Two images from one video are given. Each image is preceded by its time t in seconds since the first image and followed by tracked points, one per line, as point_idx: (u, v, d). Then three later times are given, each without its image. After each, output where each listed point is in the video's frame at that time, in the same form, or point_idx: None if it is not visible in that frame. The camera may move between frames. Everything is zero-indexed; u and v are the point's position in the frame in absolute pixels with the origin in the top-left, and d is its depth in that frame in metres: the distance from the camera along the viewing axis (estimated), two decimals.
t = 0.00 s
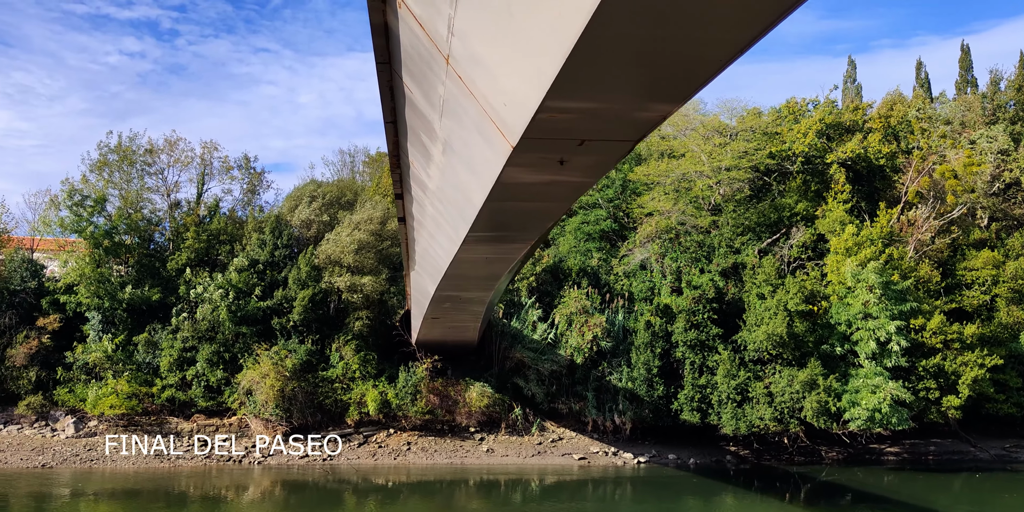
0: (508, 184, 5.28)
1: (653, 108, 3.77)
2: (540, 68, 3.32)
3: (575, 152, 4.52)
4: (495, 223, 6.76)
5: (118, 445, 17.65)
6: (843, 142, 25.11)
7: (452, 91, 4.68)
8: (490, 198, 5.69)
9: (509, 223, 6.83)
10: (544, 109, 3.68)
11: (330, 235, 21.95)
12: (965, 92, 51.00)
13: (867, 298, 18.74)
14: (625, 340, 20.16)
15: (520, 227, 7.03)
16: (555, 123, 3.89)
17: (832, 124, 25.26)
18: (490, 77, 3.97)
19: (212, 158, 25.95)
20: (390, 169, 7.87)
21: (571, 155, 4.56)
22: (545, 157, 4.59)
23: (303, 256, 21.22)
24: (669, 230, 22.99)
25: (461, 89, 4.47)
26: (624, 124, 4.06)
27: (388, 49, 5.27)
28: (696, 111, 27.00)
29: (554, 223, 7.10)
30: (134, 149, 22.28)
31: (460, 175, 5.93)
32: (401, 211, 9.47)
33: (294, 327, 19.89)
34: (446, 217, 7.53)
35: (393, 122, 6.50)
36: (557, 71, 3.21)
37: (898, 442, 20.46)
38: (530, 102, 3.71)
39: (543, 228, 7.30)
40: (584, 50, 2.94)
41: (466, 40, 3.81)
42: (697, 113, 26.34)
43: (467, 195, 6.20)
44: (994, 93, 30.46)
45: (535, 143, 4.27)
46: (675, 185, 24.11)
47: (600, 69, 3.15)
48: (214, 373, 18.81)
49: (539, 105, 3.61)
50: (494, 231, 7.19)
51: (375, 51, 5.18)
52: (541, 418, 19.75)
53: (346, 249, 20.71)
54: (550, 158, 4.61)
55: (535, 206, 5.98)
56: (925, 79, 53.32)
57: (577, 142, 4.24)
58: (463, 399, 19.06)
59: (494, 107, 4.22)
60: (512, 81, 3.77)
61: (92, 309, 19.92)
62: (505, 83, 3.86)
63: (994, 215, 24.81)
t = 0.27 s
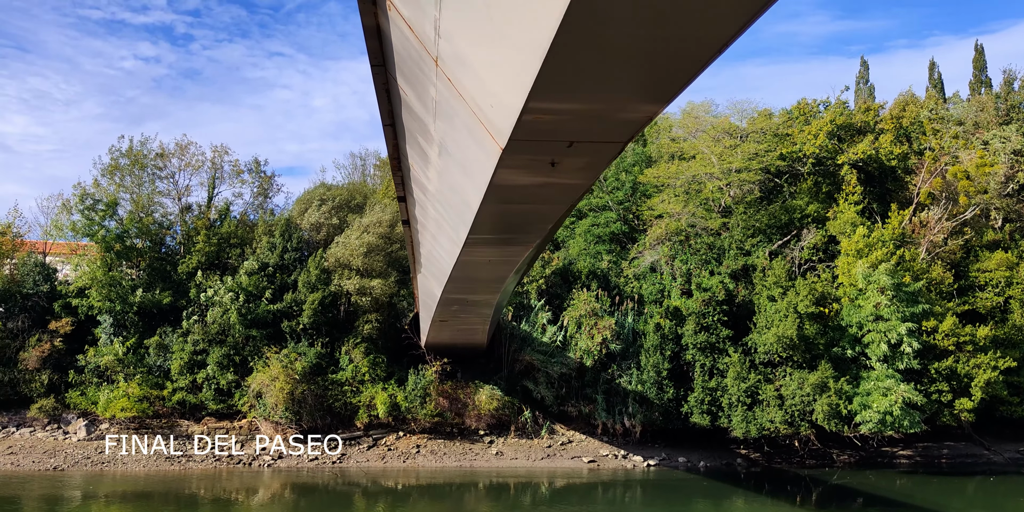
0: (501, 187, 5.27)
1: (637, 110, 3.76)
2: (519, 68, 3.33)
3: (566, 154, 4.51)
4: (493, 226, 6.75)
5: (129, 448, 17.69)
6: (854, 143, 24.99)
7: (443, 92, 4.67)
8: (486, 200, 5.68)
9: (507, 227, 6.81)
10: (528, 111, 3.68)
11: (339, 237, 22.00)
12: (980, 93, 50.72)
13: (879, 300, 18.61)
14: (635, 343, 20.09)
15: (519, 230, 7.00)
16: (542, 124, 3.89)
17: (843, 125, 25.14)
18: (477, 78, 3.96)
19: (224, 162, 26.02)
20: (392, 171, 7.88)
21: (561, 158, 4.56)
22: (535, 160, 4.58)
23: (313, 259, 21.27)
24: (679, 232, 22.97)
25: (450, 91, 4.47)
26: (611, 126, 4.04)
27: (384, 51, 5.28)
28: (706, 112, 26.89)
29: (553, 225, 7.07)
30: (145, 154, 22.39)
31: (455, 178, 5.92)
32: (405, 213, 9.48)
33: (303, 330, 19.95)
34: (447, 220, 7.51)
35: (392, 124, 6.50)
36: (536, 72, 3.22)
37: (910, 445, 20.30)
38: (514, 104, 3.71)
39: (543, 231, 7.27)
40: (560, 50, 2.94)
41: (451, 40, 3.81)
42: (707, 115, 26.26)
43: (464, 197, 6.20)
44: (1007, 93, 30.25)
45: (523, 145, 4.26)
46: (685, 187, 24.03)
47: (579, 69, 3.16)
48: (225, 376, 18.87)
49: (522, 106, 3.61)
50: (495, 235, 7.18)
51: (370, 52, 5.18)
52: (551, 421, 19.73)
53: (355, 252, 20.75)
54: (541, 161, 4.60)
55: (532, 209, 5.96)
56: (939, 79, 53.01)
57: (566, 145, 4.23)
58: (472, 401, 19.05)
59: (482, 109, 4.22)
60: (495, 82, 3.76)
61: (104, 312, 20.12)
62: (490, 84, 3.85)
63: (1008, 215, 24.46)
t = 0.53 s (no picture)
0: (494, 189, 5.28)
1: (622, 110, 3.79)
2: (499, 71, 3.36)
3: (556, 155, 4.53)
4: (490, 228, 6.75)
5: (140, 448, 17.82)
6: (866, 143, 24.83)
7: (433, 95, 4.68)
8: (481, 202, 5.68)
9: (505, 228, 6.80)
10: (512, 113, 3.70)
11: (349, 239, 22.05)
12: (995, 92, 50.36)
13: (890, 301, 18.48)
14: (645, 345, 20.03)
15: (517, 232, 7.00)
16: (528, 126, 3.90)
17: (854, 125, 24.97)
18: (463, 80, 3.97)
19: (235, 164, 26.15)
20: (393, 173, 7.89)
21: (552, 159, 4.58)
22: (526, 161, 4.59)
23: (323, 261, 21.33)
24: (689, 233, 22.90)
25: (440, 93, 4.48)
26: (598, 127, 4.06)
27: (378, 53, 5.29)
28: (716, 112, 26.76)
29: (552, 226, 7.05)
30: (156, 156, 22.53)
31: (451, 179, 5.93)
32: (409, 214, 9.48)
33: (313, 332, 20.02)
34: (448, 222, 7.51)
35: (391, 126, 6.52)
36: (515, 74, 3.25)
37: (922, 447, 20.17)
38: (499, 106, 3.73)
39: (542, 232, 7.27)
40: (536, 51, 2.98)
41: (436, 43, 3.82)
42: (718, 115, 26.15)
43: (460, 198, 6.20)
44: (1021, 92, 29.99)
45: (512, 147, 4.28)
46: (695, 188, 23.96)
47: (558, 69, 3.19)
48: (235, 377, 18.94)
49: (506, 108, 3.63)
50: (495, 236, 7.18)
51: (364, 55, 5.19)
52: (560, 422, 19.73)
53: (364, 253, 20.79)
54: (531, 163, 4.62)
55: (530, 211, 5.95)
56: (954, 79, 52.70)
57: (554, 146, 4.24)
58: (482, 403, 19.04)
59: (470, 111, 4.23)
60: (479, 85, 3.77)
61: (116, 314, 20.21)
62: (475, 87, 3.87)
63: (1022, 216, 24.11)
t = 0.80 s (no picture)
0: (494, 190, 5.31)
1: (615, 110, 3.84)
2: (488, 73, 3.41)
3: (554, 156, 4.57)
4: (494, 229, 6.76)
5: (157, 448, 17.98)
6: (883, 142, 24.66)
7: (431, 97, 4.70)
8: (481, 203, 5.72)
9: (510, 229, 6.82)
10: (506, 114, 3.74)
11: (364, 240, 22.15)
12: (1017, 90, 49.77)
13: (908, 302, 18.30)
14: (660, 346, 19.99)
15: (521, 232, 7.01)
16: (524, 126, 3.95)
17: (871, 125, 24.81)
18: (458, 83, 3.99)
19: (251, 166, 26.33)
20: (400, 174, 7.89)
21: (549, 160, 4.61)
22: (523, 162, 4.63)
23: (338, 262, 21.43)
24: (705, 234, 22.94)
25: (437, 95, 4.49)
26: (593, 127, 4.10)
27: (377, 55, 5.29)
28: (732, 111, 26.56)
29: (556, 227, 7.06)
30: (173, 158, 22.73)
31: (453, 180, 5.95)
32: (417, 216, 9.47)
33: (328, 333, 20.12)
34: (454, 223, 7.52)
35: (396, 127, 6.50)
36: (505, 75, 3.29)
37: (942, 449, 19.97)
38: (492, 107, 3.77)
39: (547, 233, 7.27)
40: (525, 52, 3.03)
41: (431, 46, 3.84)
42: (734, 114, 26.04)
43: (463, 199, 6.22)
44: None
45: (508, 148, 4.31)
46: (710, 188, 23.88)
47: (548, 70, 3.24)
48: (251, 378, 19.06)
49: (498, 109, 3.67)
50: (500, 237, 7.18)
51: (365, 57, 5.20)
52: (575, 423, 19.67)
53: (379, 255, 20.87)
54: (530, 164, 4.65)
55: (530, 211, 5.99)
56: (973, 76, 52.12)
57: (550, 146, 4.29)
58: (496, 404, 19.05)
59: (465, 113, 4.26)
60: (473, 87, 3.81)
61: (133, 315, 20.40)
62: (470, 89, 3.90)
63: None
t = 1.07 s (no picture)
0: (491, 188, 5.45)
1: (607, 107, 4.00)
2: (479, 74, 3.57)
3: (549, 154, 4.73)
4: (498, 227, 6.86)
5: (173, 447, 18.13)
6: (901, 141, 24.47)
7: (428, 98, 4.82)
8: (480, 200, 5.85)
9: (514, 228, 6.93)
10: (501, 112, 3.90)
11: (378, 240, 22.25)
12: None
13: (925, 301, 18.14)
14: (675, 346, 19.96)
15: (527, 231, 7.11)
16: (519, 124, 4.10)
17: (888, 123, 24.63)
18: (453, 85, 4.11)
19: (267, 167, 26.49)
20: (408, 175, 7.88)
21: (547, 158, 4.74)
22: (519, 160, 4.78)
23: (352, 262, 21.52)
24: (720, 233, 22.98)
25: (434, 96, 4.61)
26: (586, 124, 4.25)
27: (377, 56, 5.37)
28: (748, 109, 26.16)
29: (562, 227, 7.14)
30: (189, 160, 22.91)
31: (455, 179, 6.06)
32: (427, 216, 9.47)
33: (343, 333, 20.22)
34: (462, 223, 7.57)
35: (401, 126, 6.48)
36: (500, 73, 3.47)
37: (961, 449, 19.79)
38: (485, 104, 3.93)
39: (555, 233, 7.35)
40: (520, 48, 3.22)
41: (427, 49, 3.95)
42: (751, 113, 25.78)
43: (466, 198, 6.33)
44: None
45: (504, 145, 4.47)
46: (726, 187, 23.89)
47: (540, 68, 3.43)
48: (267, 378, 19.16)
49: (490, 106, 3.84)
50: (507, 236, 7.27)
51: (366, 57, 5.25)
52: (590, 423, 19.62)
53: (393, 255, 20.96)
54: (529, 159, 4.77)
55: (527, 210, 6.13)
56: (991, 73, 51.60)
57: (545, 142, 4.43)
58: (510, 404, 19.05)
59: (461, 113, 4.38)
60: (468, 88, 3.94)
61: (150, 315, 20.57)
62: (466, 90, 4.02)
63: None
